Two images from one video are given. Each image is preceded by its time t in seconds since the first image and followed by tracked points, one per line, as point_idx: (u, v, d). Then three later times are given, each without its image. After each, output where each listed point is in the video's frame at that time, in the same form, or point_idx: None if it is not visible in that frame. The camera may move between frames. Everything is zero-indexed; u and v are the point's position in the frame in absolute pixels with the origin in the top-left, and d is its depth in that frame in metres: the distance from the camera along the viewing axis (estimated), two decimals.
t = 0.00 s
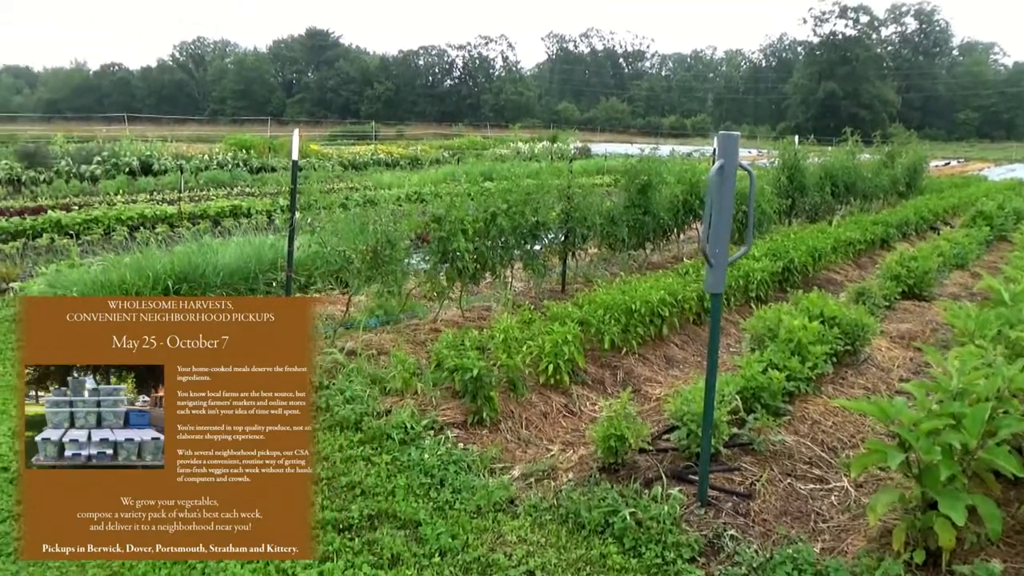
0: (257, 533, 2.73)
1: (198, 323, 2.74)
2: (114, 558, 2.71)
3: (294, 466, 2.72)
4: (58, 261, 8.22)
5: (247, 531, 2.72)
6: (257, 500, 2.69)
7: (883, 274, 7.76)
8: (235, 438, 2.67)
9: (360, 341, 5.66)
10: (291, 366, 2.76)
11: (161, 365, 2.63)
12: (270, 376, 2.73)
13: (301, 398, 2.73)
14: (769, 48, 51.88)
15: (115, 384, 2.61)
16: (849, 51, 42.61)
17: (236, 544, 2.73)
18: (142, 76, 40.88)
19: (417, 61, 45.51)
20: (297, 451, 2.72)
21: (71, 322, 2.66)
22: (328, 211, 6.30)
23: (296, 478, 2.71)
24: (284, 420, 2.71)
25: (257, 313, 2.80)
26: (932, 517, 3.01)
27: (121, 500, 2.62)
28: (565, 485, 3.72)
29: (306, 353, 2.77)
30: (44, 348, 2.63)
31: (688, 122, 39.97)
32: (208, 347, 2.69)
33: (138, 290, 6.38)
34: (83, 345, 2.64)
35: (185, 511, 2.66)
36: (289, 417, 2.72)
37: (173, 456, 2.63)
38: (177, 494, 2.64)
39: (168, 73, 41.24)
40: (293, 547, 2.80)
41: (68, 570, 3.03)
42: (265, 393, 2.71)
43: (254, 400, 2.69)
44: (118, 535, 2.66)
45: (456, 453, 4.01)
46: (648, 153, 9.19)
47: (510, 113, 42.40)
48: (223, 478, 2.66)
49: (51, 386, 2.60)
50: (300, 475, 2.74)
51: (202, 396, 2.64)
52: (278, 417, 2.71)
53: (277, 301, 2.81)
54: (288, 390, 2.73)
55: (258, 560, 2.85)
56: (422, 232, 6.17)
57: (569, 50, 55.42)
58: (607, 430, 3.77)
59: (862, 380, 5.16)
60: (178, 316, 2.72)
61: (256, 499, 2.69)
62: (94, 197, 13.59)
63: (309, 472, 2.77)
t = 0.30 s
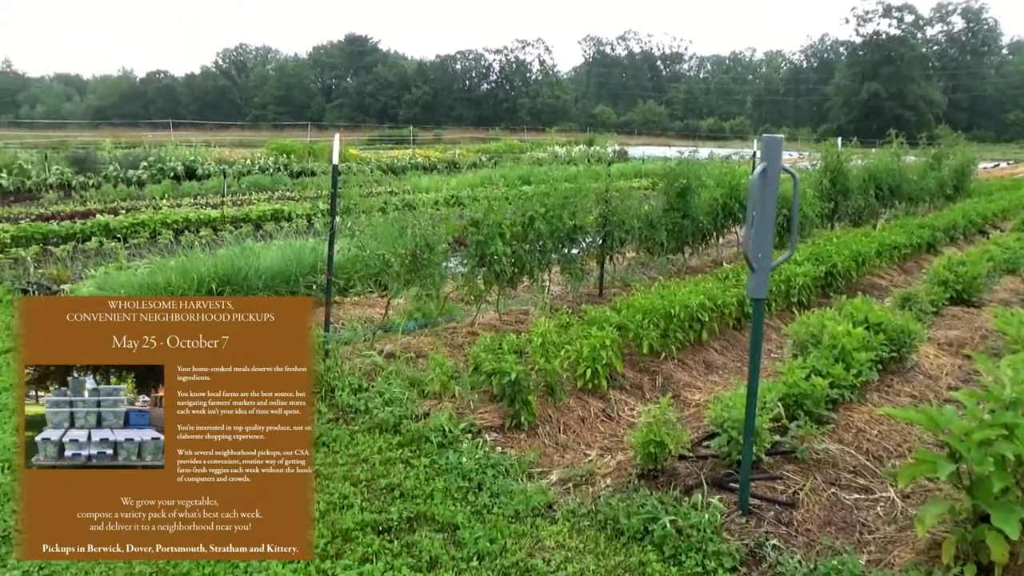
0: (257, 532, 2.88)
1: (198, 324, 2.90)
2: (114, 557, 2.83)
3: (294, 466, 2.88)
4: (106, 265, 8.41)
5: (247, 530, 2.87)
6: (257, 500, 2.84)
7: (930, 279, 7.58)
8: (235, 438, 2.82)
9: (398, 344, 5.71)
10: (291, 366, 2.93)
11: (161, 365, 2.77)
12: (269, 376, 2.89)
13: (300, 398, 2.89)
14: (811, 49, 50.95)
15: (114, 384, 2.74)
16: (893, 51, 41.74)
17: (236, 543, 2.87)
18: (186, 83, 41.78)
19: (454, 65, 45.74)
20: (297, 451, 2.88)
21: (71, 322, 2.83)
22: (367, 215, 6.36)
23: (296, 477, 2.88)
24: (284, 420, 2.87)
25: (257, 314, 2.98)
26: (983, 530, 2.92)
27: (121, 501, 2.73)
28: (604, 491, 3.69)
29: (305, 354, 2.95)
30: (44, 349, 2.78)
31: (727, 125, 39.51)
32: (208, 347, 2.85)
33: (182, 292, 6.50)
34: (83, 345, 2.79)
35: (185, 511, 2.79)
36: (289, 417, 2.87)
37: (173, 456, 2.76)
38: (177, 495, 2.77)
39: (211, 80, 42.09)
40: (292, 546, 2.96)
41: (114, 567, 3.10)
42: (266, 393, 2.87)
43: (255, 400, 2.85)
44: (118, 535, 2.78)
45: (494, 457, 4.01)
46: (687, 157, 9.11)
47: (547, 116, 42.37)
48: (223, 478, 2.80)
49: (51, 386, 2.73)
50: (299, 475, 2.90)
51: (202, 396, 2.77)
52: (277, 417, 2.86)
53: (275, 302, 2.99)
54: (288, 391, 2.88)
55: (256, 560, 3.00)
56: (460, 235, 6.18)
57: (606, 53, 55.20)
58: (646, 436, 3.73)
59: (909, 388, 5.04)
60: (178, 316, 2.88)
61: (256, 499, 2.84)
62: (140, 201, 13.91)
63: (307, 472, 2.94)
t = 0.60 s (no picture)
0: (257, 532, 2.80)
1: (198, 323, 2.80)
2: (115, 557, 2.77)
3: (294, 466, 2.79)
4: (151, 266, 8.60)
5: (248, 531, 2.79)
6: (257, 500, 2.76)
7: (979, 287, 7.38)
8: (235, 438, 2.73)
9: (435, 348, 5.73)
10: (291, 366, 2.82)
11: (160, 365, 2.70)
12: (270, 376, 2.79)
13: (301, 398, 2.79)
14: (854, 51, 49.96)
15: (115, 384, 2.67)
16: (940, 54, 40.85)
17: (236, 544, 2.79)
18: (230, 89, 42.64)
19: (492, 70, 45.91)
20: (297, 451, 2.79)
21: (71, 322, 2.74)
22: (405, 219, 6.40)
23: (296, 477, 2.79)
24: (284, 420, 2.77)
25: (257, 313, 2.86)
26: None
27: (121, 501, 2.68)
28: (640, 499, 3.66)
29: (306, 354, 2.83)
30: (45, 348, 2.71)
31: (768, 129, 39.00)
32: (208, 347, 2.76)
33: (225, 294, 6.60)
34: (83, 345, 2.72)
35: (185, 511, 2.72)
36: (289, 417, 2.77)
37: (174, 456, 2.70)
38: (177, 494, 2.71)
39: (254, 86, 42.89)
40: (292, 547, 2.87)
41: (156, 566, 3.17)
42: (265, 393, 2.76)
43: (254, 400, 2.74)
44: (118, 535, 2.72)
45: (530, 463, 3.99)
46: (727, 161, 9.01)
47: (584, 121, 42.32)
48: (223, 478, 2.73)
49: (51, 386, 2.67)
50: (300, 474, 2.81)
51: (202, 396, 2.69)
52: (277, 417, 2.76)
53: (276, 301, 2.87)
54: (288, 391, 2.78)
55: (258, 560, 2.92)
56: (497, 240, 6.18)
57: (644, 58, 54.97)
58: (685, 444, 3.68)
59: (958, 399, 4.90)
60: (178, 316, 2.79)
61: (256, 499, 2.76)
62: (185, 204, 14.20)
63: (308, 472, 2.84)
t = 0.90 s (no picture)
0: (258, 533, 2.50)
1: (198, 321, 2.37)
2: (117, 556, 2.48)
3: (294, 466, 2.46)
4: (195, 263, 8.79)
5: (248, 530, 2.48)
6: (257, 500, 2.45)
7: None
8: (235, 438, 2.39)
9: (470, 352, 5.74)
10: (291, 366, 2.43)
11: (161, 366, 2.33)
12: (270, 376, 2.40)
13: (301, 398, 2.42)
14: (904, 61, 48.87)
15: (115, 382, 2.32)
16: (993, 66, 39.86)
17: (236, 544, 2.48)
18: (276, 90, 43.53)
19: (534, 75, 46.05)
20: (298, 450, 2.45)
21: (70, 322, 2.32)
22: (444, 222, 6.43)
23: (297, 478, 2.47)
24: (284, 420, 2.42)
25: (257, 311, 2.41)
26: None
27: (121, 499, 2.38)
28: (673, 512, 3.61)
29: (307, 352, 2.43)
30: (44, 348, 2.30)
31: (811, 139, 38.47)
32: (207, 346, 2.35)
33: (265, 291, 6.71)
34: (83, 344, 2.31)
35: (184, 511, 2.42)
36: (290, 416, 2.42)
37: (173, 455, 2.38)
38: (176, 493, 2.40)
39: (299, 87, 43.71)
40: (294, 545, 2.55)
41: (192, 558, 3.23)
42: (265, 393, 2.39)
43: (254, 400, 2.38)
44: (117, 535, 2.42)
45: (562, 470, 3.98)
46: (770, 171, 8.88)
47: (625, 127, 42.15)
48: (223, 479, 2.41)
49: (51, 386, 2.29)
50: (301, 474, 2.48)
51: (201, 396, 2.34)
52: (277, 417, 2.41)
53: (278, 297, 2.42)
54: (288, 390, 2.41)
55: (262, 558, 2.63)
56: (534, 245, 6.17)
57: (686, 65, 54.64)
58: (720, 457, 3.63)
59: (1006, 423, 4.75)
60: (178, 316, 2.35)
61: (256, 499, 2.45)
62: (229, 202, 14.49)
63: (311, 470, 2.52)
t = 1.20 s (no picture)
0: (258, 533, 2.55)
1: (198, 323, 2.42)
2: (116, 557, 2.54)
3: (295, 466, 2.52)
4: (241, 258, 8.93)
5: (248, 531, 2.54)
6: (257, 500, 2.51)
7: None
8: (235, 438, 2.45)
9: (509, 355, 5.73)
10: (291, 366, 2.49)
11: (161, 366, 2.38)
12: (270, 377, 2.46)
13: (302, 398, 2.49)
14: (959, 71, 47.51)
15: (115, 383, 2.38)
16: None
17: (236, 544, 2.54)
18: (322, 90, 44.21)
19: (578, 80, 45.97)
20: (297, 451, 2.52)
21: (69, 323, 2.36)
22: (487, 224, 6.45)
23: (297, 478, 2.52)
24: (284, 420, 2.48)
25: (257, 312, 2.48)
26: None
27: (122, 500, 2.44)
28: (713, 524, 3.56)
29: (307, 353, 2.49)
30: (46, 347, 2.35)
31: (860, 149, 37.72)
32: (208, 347, 2.40)
33: (308, 289, 6.78)
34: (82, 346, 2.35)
35: (185, 512, 2.47)
36: (290, 417, 2.49)
37: (173, 456, 2.43)
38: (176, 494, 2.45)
39: (345, 88, 44.28)
40: (292, 546, 2.62)
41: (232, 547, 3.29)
42: (265, 393, 2.44)
43: (254, 400, 2.43)
44: (118, 535, 2.48)
45: (600, 477, 3.94)
46: (818, 181, 8.70)
47: (669, 134, 41.78)
48: (222, 479, 2.47)
49: (51, 386, 2.37)
50: (301, 475, 2.54)
51: (202, 396, 2.39)
52: (278, 417, 2.47)
53: (278, 300, 2.50)
54: (288, 390, 2.48)
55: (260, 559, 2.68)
56: (576, 249, 6.18)
57: (733, 72, 53.99)
58: (763, 471, 3.56)
59: None
60: (178, 316, 2.40)
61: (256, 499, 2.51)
62: (274, 200, 14.70)
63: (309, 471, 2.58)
